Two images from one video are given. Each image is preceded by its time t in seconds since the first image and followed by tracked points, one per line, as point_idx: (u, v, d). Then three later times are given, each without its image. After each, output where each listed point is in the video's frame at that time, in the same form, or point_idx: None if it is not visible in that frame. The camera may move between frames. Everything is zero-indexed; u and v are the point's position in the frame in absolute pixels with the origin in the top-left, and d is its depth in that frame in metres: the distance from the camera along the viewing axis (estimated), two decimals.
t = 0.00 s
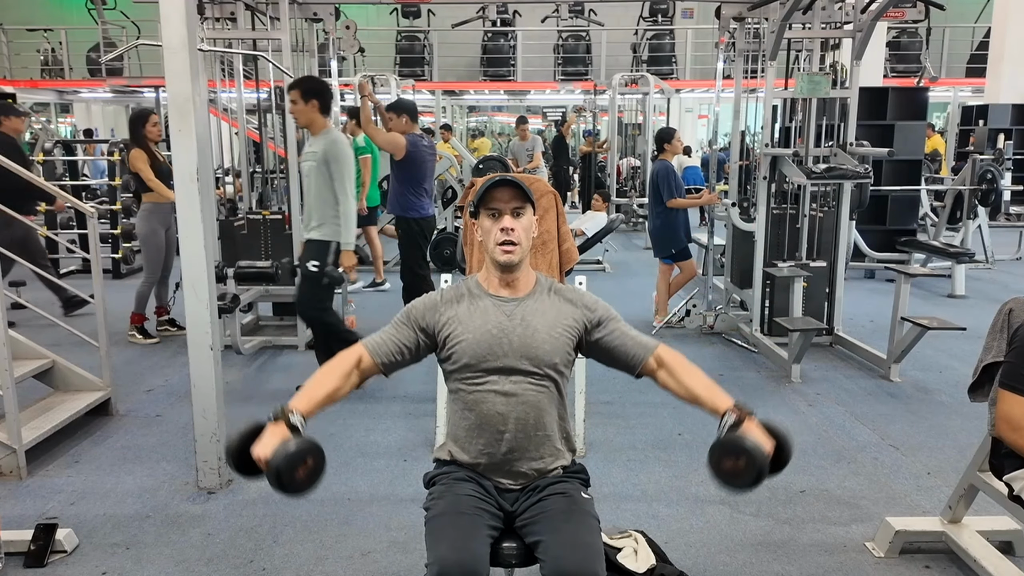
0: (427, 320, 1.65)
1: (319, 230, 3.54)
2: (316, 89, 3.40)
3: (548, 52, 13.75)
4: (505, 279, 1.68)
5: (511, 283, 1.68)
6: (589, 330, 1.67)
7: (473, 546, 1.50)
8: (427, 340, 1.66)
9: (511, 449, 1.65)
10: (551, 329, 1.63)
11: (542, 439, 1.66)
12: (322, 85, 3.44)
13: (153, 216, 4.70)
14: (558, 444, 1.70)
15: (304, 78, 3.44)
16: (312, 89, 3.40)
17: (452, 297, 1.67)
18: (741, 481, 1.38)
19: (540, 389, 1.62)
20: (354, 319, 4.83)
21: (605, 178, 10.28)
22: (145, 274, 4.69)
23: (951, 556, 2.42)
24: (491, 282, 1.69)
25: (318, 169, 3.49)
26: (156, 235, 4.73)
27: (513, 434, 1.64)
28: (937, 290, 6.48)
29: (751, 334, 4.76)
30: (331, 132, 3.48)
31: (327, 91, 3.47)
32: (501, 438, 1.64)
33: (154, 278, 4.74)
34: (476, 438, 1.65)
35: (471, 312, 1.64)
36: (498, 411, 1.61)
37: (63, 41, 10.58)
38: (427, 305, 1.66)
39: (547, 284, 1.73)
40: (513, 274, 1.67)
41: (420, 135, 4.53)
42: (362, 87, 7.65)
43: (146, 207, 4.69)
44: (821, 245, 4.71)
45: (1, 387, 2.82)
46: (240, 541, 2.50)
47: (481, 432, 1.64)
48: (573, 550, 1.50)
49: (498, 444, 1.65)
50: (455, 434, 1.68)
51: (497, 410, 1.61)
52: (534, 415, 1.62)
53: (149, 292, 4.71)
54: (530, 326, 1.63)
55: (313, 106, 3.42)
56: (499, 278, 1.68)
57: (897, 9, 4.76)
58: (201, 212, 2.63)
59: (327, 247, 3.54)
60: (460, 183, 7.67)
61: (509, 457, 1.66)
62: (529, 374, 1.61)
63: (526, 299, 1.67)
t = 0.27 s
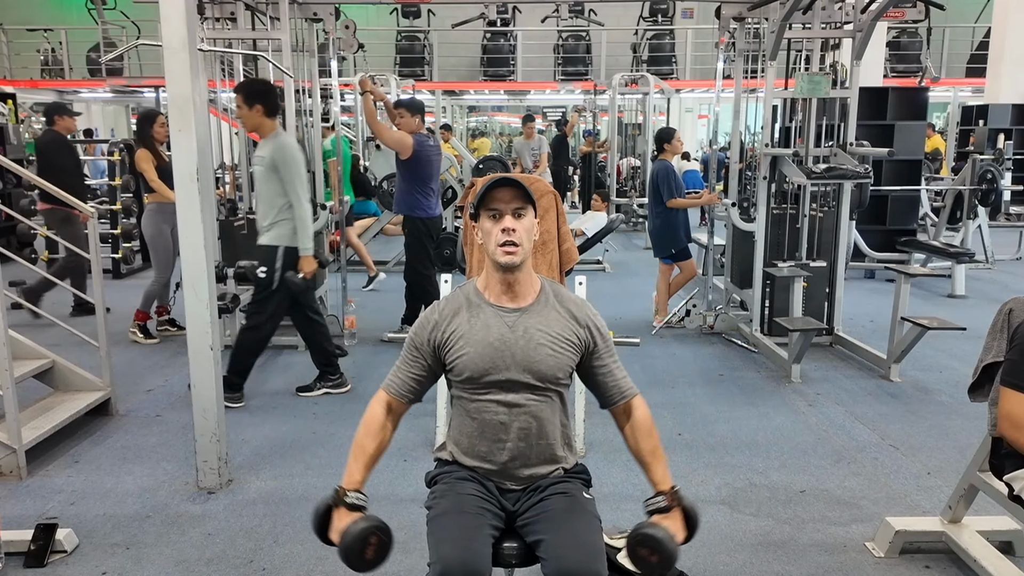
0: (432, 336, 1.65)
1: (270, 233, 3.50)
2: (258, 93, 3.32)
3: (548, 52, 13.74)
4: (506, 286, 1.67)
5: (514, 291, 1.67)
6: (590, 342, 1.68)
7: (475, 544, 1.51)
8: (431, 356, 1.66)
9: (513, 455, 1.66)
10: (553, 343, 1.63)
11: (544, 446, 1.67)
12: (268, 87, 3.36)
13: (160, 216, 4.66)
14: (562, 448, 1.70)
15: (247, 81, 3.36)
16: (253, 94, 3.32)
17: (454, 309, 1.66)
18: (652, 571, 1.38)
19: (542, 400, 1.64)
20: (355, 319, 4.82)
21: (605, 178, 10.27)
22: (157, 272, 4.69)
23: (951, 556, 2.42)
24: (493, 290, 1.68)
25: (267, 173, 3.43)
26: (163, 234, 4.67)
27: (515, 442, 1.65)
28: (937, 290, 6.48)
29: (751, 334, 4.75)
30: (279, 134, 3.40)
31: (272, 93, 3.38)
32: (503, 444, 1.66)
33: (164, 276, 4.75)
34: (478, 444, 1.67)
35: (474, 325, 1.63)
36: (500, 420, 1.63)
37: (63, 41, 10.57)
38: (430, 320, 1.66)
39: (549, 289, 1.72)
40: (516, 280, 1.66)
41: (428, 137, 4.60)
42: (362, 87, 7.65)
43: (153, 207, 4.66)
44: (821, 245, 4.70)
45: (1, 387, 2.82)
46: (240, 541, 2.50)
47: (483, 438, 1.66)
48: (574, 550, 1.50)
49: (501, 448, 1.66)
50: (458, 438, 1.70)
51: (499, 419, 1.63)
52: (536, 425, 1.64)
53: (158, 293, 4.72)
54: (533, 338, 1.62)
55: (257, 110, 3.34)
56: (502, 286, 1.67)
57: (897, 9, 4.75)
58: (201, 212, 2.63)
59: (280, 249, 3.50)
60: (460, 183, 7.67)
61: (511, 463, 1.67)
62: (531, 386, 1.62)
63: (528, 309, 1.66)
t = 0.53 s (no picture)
0: (432, 344, 1.65)
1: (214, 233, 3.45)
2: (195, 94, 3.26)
3: (548, 52, 13.74)
4: (505, 288, 1.67)
5: (512, 294, 1.67)
6: (588, 346, 1.68)
7: (474, 543, 1.50)
8: (430, 363, 1.66)
9: (512, 458, 1.66)
10: (552, 347, 1.63)
11: (543, 449, 1.67)
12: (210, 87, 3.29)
13: (160, 215, 4.64)
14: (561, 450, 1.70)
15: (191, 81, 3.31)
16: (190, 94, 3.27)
17: (453, 315, 1.66)
18: None
19: (541, 404, 1.64)
20: (354, 319, 4.82)
21: (605, 178, 10.27)
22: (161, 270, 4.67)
23: (951, 556, 2.42)
24: (492, 294, 1.68)
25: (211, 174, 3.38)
26: (164, 233, 4.66)
27: (514, 445, 1.65)
28: (937, 290, 6.47)
29: (751, 334, 4.75)
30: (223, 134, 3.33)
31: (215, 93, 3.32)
32: (502, 448, 1.66)
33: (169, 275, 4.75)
34: (477, 446, 1.67)
35: (472, 331, 1.63)
36: (499, 424, 1.63)
37: (63, 41, 10.57)
38: (429, 328, 1.65)
39: (548, 291, 1.73)
40: (514, 282, 1.67)
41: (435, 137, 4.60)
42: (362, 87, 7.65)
43: (154, 207, 4.64)
44: (821, 245, 4.70)
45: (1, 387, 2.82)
46: (240, 541, 2.50)
47: (482, 441, 1.66)
48: (572, 549, 1.50)
49: (500, 452, 1.66)
50: (456, 441, 1.70)
51: (498, 424, 1.64)
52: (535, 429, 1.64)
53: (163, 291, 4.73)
54: (532, 341, 1.62)
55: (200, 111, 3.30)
56: (500, 289, 1.67)
57: (897, 9, 4.75)
58: (201, 211, 2.63)
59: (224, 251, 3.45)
60: (460, 183, 7.68)
61: (510, 465, 1.67)
62: (530, 390, 1.62)
63: (527, 313, 1.66)
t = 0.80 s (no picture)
0: (432, 346, 1.65)
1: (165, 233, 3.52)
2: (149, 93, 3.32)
3: (548, 52, 13.74)
4: (502, 288, 1.67)
5: (511, 294, 1.67)
6: (587, 347, 1.68)
7: (475, 540, 1.51)
8: (430, 365, 1.66)
9: (512, 459, 1.66)
10: (551, 346, 1.63)
11: (542, 449, 1.67)
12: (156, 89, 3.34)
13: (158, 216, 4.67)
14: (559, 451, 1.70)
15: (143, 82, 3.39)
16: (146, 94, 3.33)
17: (451, 315, 1.66)
18: None
19: (541, 403, 1.65)
20: (355, 319, 4.82)
21: (605, 178, 10.27)
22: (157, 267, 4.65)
23: (951, 556, 2.42)
24: (490, 294, 1.68)
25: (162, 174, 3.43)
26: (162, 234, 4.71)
27: (514, 445, 1.65)
28: (937, 290, 6.48)
29: (751, 334, 4.75)
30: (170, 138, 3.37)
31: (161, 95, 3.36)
32: (501, 449, 1.65)
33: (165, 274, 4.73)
34: (476, 445, 1.67)
35: (471, 330, 1.63)
36: (498, 423, 1.64)
37: (63, 41, 10.56)
38: (427, 330, 1.65)
39: (547, 290, 1.73)
40: (512, 281, 1.67)
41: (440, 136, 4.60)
42: (362, 87, 7.65)
43: (151, 208, 4.66)
44: (821, 245, 4.70)
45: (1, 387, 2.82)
46: (240, 541, 2.50)
47: (482, 441, 1.66)
48: (572, 547, 1.50)
49: (499, 452, 1.66)
50: (455, 440, 1.70)
51: (497, 424, 1.64)
52: (535, 428, 1.65)
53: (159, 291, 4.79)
54: (531, 341, 1.62)
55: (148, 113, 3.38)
56: (499, 289, 1.67)
57: (897, 9, 4.75)
58: (201, 210, 2.63)
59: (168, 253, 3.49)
60: (460, 182, 7.69)
61: (511, 465, 1.67)
62: (530, 390, 1.63)
63: (526, 312, 1.66)
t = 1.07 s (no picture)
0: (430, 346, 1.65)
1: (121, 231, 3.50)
2: (107, 93, 3.30)
3: (548, 52, 13.75)
4: (502, 287, 1.67)
5: (510, 293, 1.68)
6: (587, 345, 1.68)
7: (477, 532, 1.50)
8: (432, 365, 1.66)
9: (514, 456, 1.66)
10: (551, 344, 1.63)
11: (543, 446, 1.67)
12: (122, 88, 3.33)
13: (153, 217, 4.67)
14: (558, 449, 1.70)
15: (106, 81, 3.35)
16: (105, 94, 3.32)
17: (450, 316, 1.66)
18: None
19: (542, 401, 1.65)
20: (355, 319, 4.82)
21: (605, 178, 10.27)
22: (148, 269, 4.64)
23: (951, 556, 2.42)
24: (490, 293, 1.68)
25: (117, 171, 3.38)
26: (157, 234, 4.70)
27: (515, 442, 1.65)
28: (937, 290, 6.48)
29: (751, 334, 4.75)
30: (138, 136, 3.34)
31: (126, 94, 3.34)
32: (502, 446, 1.66)
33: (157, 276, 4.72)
34: (477, 443, 1.67)
35: (471, 330, 1.63)
36: (499, 421, 1.64)
37: (63, 41, 10.56)
38: (427, 330, 1.65)
39: (546, 289, 1.73)
40: (511, 278, 1.67)
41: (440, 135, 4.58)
42: (362, 87, 7.65)
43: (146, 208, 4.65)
44: (821, 246, 4.70)
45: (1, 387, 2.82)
46: (240, 541, 2.50)
47: (483, 438, 1.66)
48: (574, 536, 1.50)
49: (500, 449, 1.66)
50: (456, 439, 1.70)
51: (498, 422, 1.64)
52: (535, 426, 1.65)
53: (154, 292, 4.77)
54: (531, 340, 1.62)
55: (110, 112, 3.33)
56: (498, 288, 1.67)
57: (897, 9, 4.75)
58: (201, 210, 2.63)
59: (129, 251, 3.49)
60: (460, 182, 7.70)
61: (512, 461, 1.67)
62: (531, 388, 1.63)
63: (526, 311, 1.66)
